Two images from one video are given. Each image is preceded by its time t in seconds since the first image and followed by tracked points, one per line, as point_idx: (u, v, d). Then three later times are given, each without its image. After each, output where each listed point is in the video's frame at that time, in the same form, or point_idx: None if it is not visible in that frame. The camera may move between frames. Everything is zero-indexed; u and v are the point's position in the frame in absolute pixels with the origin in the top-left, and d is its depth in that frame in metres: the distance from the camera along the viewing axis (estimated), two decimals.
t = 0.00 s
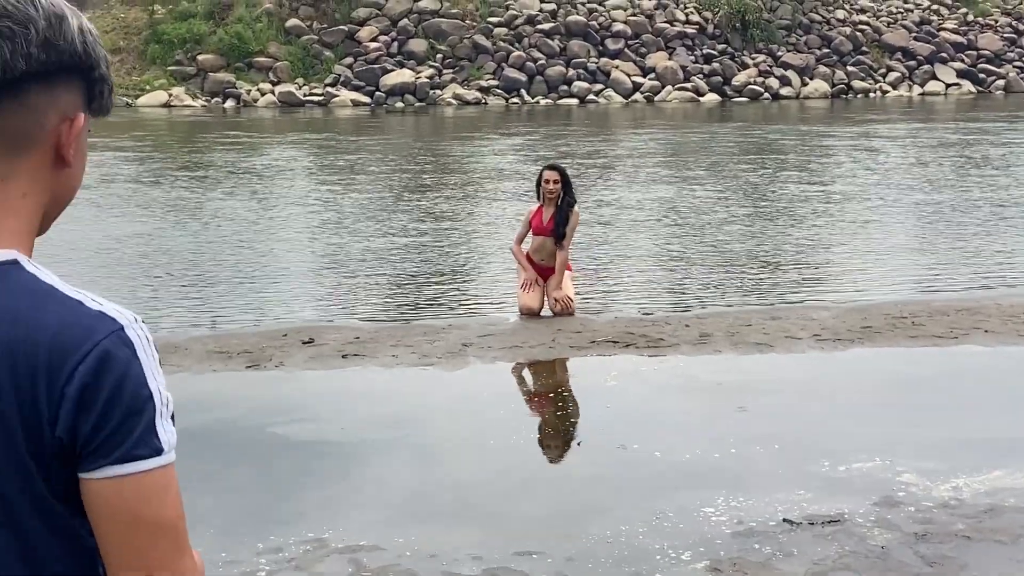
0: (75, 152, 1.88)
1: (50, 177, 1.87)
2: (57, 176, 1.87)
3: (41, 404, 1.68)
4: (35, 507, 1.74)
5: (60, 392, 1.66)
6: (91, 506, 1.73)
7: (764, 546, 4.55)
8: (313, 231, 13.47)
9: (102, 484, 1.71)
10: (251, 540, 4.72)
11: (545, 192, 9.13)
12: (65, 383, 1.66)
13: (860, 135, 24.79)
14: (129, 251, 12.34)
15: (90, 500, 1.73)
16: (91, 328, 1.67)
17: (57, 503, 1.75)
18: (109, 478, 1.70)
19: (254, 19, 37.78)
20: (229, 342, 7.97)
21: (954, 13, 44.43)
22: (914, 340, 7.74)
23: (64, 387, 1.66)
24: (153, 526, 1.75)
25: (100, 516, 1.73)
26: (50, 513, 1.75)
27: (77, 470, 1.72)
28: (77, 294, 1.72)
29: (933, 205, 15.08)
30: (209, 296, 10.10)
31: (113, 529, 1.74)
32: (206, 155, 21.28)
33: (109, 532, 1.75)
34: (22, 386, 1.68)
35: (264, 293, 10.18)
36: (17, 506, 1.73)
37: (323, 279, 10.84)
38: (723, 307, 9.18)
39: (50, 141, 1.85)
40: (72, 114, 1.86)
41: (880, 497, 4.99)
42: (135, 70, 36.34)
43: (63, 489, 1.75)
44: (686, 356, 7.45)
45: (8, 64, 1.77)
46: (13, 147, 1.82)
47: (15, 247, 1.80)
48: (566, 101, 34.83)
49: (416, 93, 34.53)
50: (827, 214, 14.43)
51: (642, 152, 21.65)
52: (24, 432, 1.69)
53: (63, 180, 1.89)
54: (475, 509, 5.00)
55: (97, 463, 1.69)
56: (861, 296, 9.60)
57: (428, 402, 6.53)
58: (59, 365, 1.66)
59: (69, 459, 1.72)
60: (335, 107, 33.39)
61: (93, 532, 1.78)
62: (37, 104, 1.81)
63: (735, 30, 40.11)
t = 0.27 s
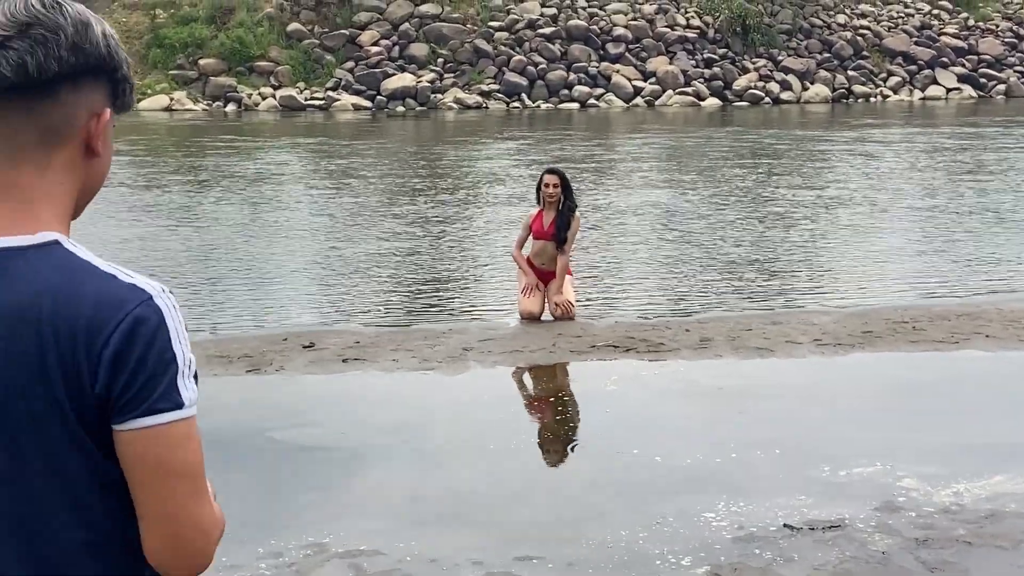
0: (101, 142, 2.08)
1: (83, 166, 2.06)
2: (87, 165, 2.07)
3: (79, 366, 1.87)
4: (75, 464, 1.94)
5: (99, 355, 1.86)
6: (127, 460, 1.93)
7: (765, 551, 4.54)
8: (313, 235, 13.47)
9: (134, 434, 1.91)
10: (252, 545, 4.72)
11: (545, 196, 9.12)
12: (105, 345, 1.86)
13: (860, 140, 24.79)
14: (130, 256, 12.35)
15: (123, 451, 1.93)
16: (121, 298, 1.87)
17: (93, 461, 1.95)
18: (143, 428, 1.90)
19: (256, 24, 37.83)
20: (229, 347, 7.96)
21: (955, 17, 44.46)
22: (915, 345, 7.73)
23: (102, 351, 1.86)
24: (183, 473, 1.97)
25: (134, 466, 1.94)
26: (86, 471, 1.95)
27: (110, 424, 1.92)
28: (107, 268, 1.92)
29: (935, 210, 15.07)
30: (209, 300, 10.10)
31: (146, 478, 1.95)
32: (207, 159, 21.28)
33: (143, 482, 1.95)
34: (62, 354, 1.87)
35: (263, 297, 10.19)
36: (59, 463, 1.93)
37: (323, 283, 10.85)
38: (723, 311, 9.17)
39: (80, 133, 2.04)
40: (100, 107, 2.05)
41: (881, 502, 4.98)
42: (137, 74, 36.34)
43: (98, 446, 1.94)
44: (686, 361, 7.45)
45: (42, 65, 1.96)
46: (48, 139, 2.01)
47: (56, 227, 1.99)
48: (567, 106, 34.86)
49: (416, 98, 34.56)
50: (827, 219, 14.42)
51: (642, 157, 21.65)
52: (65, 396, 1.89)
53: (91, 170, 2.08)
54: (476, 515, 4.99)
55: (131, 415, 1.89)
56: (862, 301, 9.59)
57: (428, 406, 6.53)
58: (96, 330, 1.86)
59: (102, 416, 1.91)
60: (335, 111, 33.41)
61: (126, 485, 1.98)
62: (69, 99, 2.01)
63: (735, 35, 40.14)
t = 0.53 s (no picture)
0: (160, 149, 2.28)
1: (142, 167, 2.26)
2: (147, 168, 2.26)
3: (146, 338, 2.06)
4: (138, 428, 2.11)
5: (164, 328, 2.05)
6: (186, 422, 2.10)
7: (764, 555, 4.54)
8: (313, 239, 13.48)
9: (194, 396, 2.08)
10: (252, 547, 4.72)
11: (543, 200, 9.12)
12: (169, 317, 2.05)
13: (860, 144, 24.81)
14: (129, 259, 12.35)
15: (182, 412, 2.10)
16: (184, 274, 2.07)
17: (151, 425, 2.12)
18: (202, 389, 2.08)
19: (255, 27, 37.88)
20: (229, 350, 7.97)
21: (955, 22, 44.53)
22: (914, 349, 7.74)
23: (167, 325, 2.05)
24: (237, 432, 2.14)
25: (191, 427, 2.11)
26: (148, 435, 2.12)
27: (170, 389, 2.10)
28: (171, 249, 2.11)
29: (934, 214, 15.09)
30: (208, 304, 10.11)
31: (201, 437, 2.11)
32: (207, 163, 21.29)
33: (197, 441, 2.12)
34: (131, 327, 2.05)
35: (262, 301, 10.20)
36: (123, 428, 2.11)
37: (322, 286, 10.86)
38: (722, 315, 9.18)
39: (142, 136, 2.24)
40: (162, 117, 2.26)
41: (880, 506, 4.98)
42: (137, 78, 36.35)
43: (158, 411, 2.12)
44: (686, 364, 7.44)
45: (113, 70, 2.18)
46: (113, 138, 2.21)
47: (116, 213, 2.17)
48: (566, 109, 34.91)
49: (416, 101, 34.59)
50: (827, 222, 14.44)
51: (641, 161, 21.67)
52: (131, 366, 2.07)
53: (149, 174, 2.27)
54: (476, 519, 4.98)
55: (191, 377, 2.07)
56: (861, 304, 9.60)
57: (428, 409, 6.54)
58: (162, 304, 2.05)
59: (165, 383, 2.10)
60: (335, 114, 33.44)
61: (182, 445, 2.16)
62: (135, 104, 2.22)
63: (735, 39, 40.18)
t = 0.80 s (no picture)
0: (240, 166, 2.51)
1: (226, 183, 2.49)
2: (229, 184, 2.50)
3: (245, 341, 2.31)
4: (232, 421, 2.37)
5: (263, 334, 2.30)
6: (278, 420, 2.37)
7: (766, 559, 4.53)
8: (313, 243, 13.48)
9: (287, 396, 2.35)
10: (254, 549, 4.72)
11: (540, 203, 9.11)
12: (267, 324, 2.30)
13: (859, 149, 24.80)
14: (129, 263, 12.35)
15: (274, 410, 2.37)
16: (280, 286, 2.32)
17: (245, 420, 2.38)
18: (296, 391, 2.35)
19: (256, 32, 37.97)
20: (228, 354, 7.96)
21: (955, 27, 44.56)
22: (916, 353, 7.72)
23: (266, 332, 2.30)
24: (320, 428, 2.41)
25: (282, 423, 2.38)
26: (242, 428, 2.39)
27: (261, 388, 2.36)
28: (261, 263, 2.35)
29: (934, 219, 15.08)
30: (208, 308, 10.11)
31: (290, 433, 2.39)
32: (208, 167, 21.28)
33: (284, 434, 2.38)
34: (232, 332, 2.30)
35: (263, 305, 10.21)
36: (216, 421, 2.35)
37: (322, 290, 10.86)
38: (723, 319, 9.18)
39: (228, 155, 2.47)
40: (243, 138, 2.49)
41: (882, 511, 4.96)
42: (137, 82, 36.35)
43: (252, 407, 2.38)
44: (687, 369, 7.43)
45: (207, 97, 2.41)
46: (205, 158, 2.44)
47: (207, 224, 2.41)
48: (566, 114, 34.92)
49: (416, 106, 34.61)
50: (826, 227, 14.44)
51: (641, 165, 21.68)
52: (231, 365, 2.32)
53: (231, 188, 2.50)
54: (478, 522, 4.97)
55: (287, 380, 2.34)
56: (861, 309, 9.60)
57: (428, 413, 6.53)
58: (262, 310, 2.30)
59: (258, 383, 2.36)
60: (335, 118, 33.44)
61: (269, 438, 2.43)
62: (224, 126, 2.45)
63: (735, 43, 40.27)
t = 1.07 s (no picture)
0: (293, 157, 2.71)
1: (281, 171, 2.68)
2: (284, 172, 2.69)
3: (305, 309, 2.51)
4: (288, 383, 2.55)
5: (323, 301, 2.51)
6: (336, 378, 2.59)
7: (768, 564, 4.54)
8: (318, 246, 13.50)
9: (342, 357, 2.57)
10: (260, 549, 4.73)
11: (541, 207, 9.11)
12: (326, 291, 2.51)
13: (863, 153, 24.82)
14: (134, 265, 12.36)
15: (327, 370, 2.58)
16: (333, 258, 2.53)
17: (302, 380, 2.58)
18: (352, 352, 2.57)
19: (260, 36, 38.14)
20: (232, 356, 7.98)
21: (959, 32, 44.58)
22: (919, 358, 7.73)
23: (326, 300, 2.51)
24: (370, 390, 2.64)
25: (336, 381, 2.59)
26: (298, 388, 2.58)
27: (316, 352, 2.57)
28: (316, 239, 2.55)
29: (938, 224, 15.07)
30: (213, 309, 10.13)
31: (345, 391, 2.61)
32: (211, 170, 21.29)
33: (338, 392, 2.61)
34: (292, 298, 2.49)
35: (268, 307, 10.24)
36: (273, 382, 2.54)
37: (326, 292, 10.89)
38: (726, 324, 9.18)
39: (285, 145, 2.67)
40: (298, 132, 2.69)
41: (886, 516, 4.96)
42: (141, 85, 36.38)
43: (307, 369, 2.58)
44: (690, 373, 7.44)
45: (270, 91, 2.61)
46: (265, 146, 2.64)
47: (265, 205, 2.60)
48: (570, 118, 34.96)
49: (420, 109, 34.66)
50: (831, 231, 14.44)
51: (645, 170, 21.69)
52: (290, 329, 2.51)
53: (285, 174, 2.69)
54: (483, 526, 4.98)
55: (344, 342, 2.55)
56: (864, 313, 9.61)
57: (432, 417, 6.54)
58: (321, 278, 2.51)
59: (315, 346, 2.56)
60: (338, 122, 33.47)
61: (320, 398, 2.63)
62: (284, 119, 2.65)
63: (740, 48, 40.12)
